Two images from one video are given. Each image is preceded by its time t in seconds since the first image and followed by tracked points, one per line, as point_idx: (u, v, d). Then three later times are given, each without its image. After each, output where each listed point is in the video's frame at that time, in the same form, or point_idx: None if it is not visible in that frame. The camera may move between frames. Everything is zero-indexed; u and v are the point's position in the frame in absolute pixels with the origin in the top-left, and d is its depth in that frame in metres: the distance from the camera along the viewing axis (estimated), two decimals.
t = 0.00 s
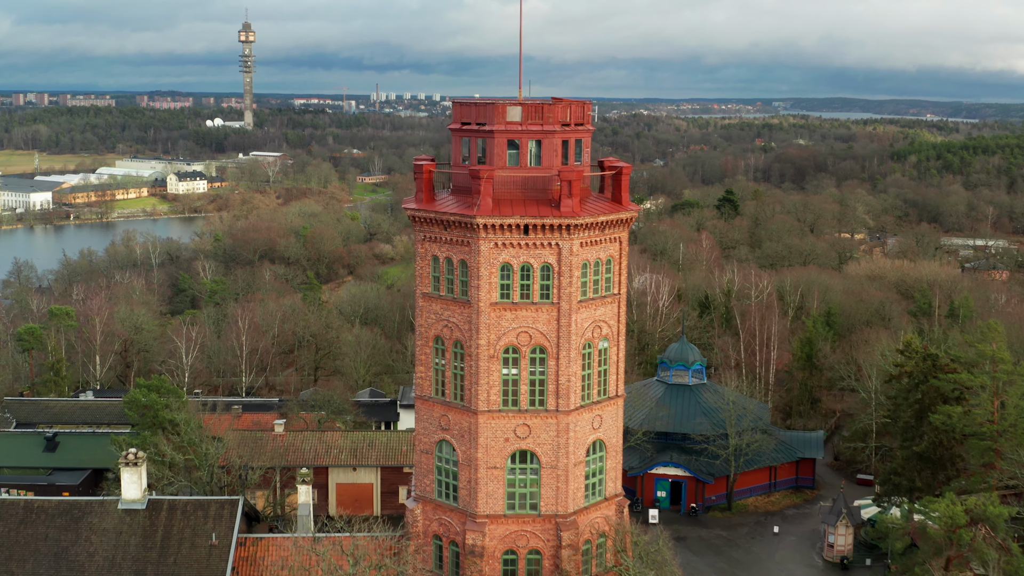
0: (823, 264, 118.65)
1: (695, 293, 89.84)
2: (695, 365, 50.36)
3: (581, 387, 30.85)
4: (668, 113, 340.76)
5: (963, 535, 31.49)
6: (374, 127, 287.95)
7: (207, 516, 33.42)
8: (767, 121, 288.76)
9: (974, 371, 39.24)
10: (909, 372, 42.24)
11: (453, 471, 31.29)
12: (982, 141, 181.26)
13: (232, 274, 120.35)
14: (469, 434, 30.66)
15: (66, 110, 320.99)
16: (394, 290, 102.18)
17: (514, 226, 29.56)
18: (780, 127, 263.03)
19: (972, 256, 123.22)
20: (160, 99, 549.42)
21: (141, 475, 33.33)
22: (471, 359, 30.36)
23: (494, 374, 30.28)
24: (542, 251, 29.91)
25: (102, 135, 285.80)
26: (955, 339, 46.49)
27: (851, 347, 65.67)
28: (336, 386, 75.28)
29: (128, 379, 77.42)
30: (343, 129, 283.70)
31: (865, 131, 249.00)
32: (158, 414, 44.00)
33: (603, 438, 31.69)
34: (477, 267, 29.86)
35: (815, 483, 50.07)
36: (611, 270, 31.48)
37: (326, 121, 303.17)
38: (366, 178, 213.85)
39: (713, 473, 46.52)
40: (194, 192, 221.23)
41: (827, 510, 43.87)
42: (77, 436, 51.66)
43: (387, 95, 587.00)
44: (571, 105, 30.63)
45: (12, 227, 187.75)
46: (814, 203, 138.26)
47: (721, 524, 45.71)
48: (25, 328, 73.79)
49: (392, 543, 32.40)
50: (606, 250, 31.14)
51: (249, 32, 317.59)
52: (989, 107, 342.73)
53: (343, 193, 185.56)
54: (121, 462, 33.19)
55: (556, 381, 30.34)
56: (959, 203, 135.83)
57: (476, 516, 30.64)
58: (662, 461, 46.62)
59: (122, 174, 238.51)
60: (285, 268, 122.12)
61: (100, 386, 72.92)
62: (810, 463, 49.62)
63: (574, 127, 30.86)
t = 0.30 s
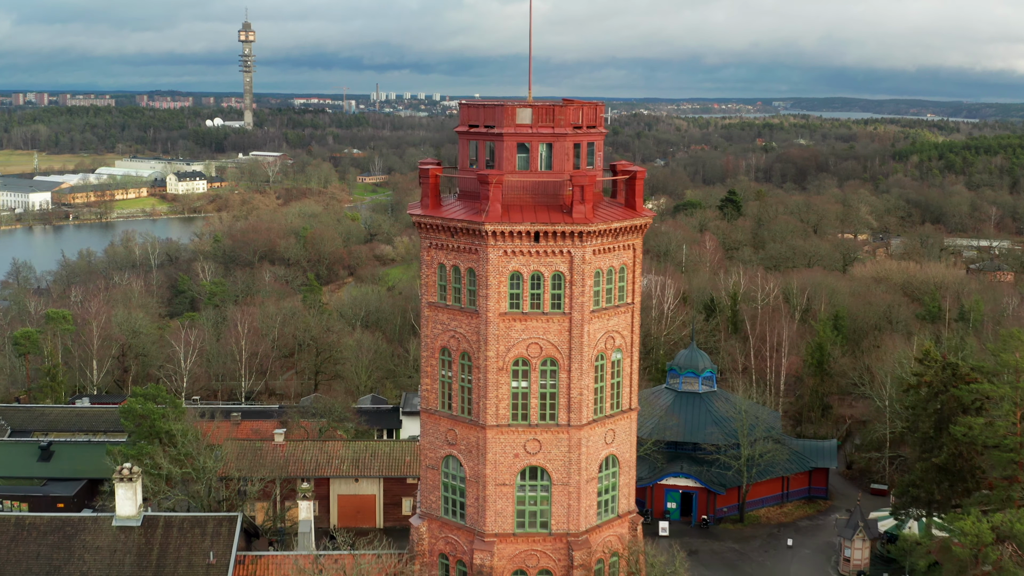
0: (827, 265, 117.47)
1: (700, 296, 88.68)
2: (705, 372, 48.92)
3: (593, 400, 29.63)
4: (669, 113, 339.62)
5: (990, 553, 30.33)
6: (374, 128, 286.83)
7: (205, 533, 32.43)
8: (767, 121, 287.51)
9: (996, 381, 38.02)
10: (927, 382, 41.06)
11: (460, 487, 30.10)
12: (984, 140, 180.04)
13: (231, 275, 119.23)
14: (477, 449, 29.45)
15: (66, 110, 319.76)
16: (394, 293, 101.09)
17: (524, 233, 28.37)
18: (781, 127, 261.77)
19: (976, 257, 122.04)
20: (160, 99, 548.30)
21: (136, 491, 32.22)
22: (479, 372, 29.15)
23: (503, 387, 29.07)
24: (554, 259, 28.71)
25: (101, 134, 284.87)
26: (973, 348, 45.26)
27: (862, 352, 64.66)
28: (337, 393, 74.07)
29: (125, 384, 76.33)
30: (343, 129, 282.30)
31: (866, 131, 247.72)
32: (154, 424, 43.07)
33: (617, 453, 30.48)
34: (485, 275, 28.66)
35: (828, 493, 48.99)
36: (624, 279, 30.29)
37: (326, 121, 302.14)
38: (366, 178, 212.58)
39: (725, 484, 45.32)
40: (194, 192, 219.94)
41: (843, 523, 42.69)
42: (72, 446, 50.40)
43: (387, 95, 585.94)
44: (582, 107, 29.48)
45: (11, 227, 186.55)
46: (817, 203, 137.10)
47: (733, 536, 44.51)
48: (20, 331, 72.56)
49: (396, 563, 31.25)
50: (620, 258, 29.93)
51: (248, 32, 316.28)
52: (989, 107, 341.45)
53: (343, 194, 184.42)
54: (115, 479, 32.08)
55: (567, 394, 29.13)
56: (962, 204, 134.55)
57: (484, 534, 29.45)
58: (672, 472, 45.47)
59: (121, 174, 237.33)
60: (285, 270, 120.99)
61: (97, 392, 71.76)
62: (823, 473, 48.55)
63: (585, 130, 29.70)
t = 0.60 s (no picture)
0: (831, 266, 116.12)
1: (705, 300, 87.50)
2: (716, 380, 47.59)
3: (606, 415, 28.41)
4: (669, 113, 338.29)
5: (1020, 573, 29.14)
6: (374, 127, 285.58)
7: (202, 553, 31.66)
8: (768, 121, 285.95)
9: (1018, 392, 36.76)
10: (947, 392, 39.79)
11: (467, 505, 28.89)
12: (986, 140, 178.68)
13: (229, 277, 117.99)
14: (486, 466, 28.23)
15: (66, 110, 318.70)
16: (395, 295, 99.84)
17: (535, 241, 27.13)
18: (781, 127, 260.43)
19: (981, 258, 120.68)
20: (160, 99, 546.99)
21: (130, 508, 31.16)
22: (487, 386, 27.93)
23: (512, 403, 27.85)
24: (566, 268, 27.47)
25: (101, 134, 283.90)
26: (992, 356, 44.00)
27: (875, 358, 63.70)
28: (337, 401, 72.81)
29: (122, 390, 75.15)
30: (343, 129, 281.03)
31: (867, 130, 246.20)
32: (151, 435, 41.97)
33: (631, 470, 29.26)
34: (494, 284, 27.42)
35: (842, 504, 47.78)
36: (639, 288, 29.06)
37: (326, 121, 300.94)
38: (366, 178, 211.27)
39: (737, 496, 44.05)
40: (193, 192, 218.62)
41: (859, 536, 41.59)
42: (67, 456, 49.20)
43: (387, 95, 584.90)
44: (595, 109, 28.29)
45: (10, 228, 185.42)
46: (820, 203, 135.78)
47: (745, 549, 43.26)
48: (16, 335, 71.46)
49: None
50: (634, 267, 28.70)
51: (248, 31, 314.99)
52: (990, 107, 340.09)
53: (343, 194, 183.18)
54: (108, 495, 30.98)
55: (579, 410, 27.91)
56: (965, 204, 133.15)
57: (493, 555, 28.24)
58: (682, 483, 44.24)
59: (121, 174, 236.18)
60: (285, 271, 119.75)
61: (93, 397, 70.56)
62: (837, 483, 47.34)
63: (598, 133, 28.52)
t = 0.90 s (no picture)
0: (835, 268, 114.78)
1: (711, 303, 86.18)
2: (727, 389, 46.11)
3: (621, 431, 27.13)
4: (669, 112, 336.84)
5: None
6: (374, 127, 284.11)
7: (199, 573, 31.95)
8: (768, 120, 284.45)
9: None
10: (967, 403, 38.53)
11: (474, 526, 27.66)
12: (988, 140, 177.38)
13: (228, 279, 116.81)
14: (495, 485, 26.96)
15: (65, 110, 317.43)
16: (395, 298, 98.52)
17: (546, 250, 25.88)
18: (782, 127, 259.12)
19: (985, 258, 119.29)
20: (160, 99, 545.65)
21: (124, 528, 30.74)
22: (497, 402, 26.66)
23: (523, 419, 26.58)
24: (579, 278, 26.21)
25: (100, 133, 282.57)
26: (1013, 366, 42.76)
27: (886, 364, 62.57)
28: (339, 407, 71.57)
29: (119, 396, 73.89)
30: (343, 129, 279.75)
31: (868, 130, 244.67)
32: (146, 447, 40.63)
33: (646, 488, 28.01)
34: (504, 295, 26.16)
35: (856, 516, 46.58)
36: (655, 299, 27.82)
37: (326, 121, 299.45)
38: (366, 178, 209.92)
39: (750, 508, 42.80)
40: (193, 192, 217.13)
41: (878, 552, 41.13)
42: (61, 465, 47.98)
43: (387, 95, 583.76)
44: (609, 111, 27.11)
45: (10, 228, 184.35)
46: (823, 203, 134.48)
47: (759, 564, 42.03)
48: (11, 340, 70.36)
49: None
50: (651, 276, 27.44)
51: (247, 30, 313.53)
52: (990, 107, 338.73)
53: (343, 194, 181.90)
54: (101, 514, 30.51)
55: (593, 427, 26.64)
56: (968, 204, 131.68)
57: None
58: (694, 496, 43.06)
59: (120, 174, 235.03)
60: (284, 272, 118.47)
61: (90, 403, 69.37)
62: (851, 495, 46.16)
63: (612, 136, 27.30)
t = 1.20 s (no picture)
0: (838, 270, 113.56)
1: (717, 307, 84.83)
2: (739, 399, 44.69)
3: (638, 450, 25.79)
4: (670, 110, 335.28)
5: None
6: (374, 126, 282.76)
7: None
8: (769, 119, 282.89)
9: None
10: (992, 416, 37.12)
11: (483, 549, 26.35)
12: (990, 140, 176.02)
13: (227, 279, 115.42)
14: (504, 508, 25.64)
15: (65, 109, 315.86)
16: (395, 300, 97.19)
17: (560, 260, 24.53)
18: (783, 126, 257.59)
19: (990, 259, 117.95)
20: (159, 98, 544.01)
21: (115, 550, 28.97)
22: (508, 420, 25.32)
23: (535, 437, 25.25)
24: (595, 289, 24.85)
25: (100, 133, 281.07)
26: None
27: (899, 370, 61.32)
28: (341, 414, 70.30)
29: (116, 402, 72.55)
30: (343, 128, 278.30)
31: (869, 129, 243.35)
32: (140, 459, 39.56)
33: (663, 509, 26.68)
34: (515, 307, 24.80)
35: (872, 529, 45.23)
36: (673, 310, 26.46)
37: (326, 120, 298.07)
38: (366, 178, 208.50)
39: (764, 522, 41.47)
40: (193, 192, 215.58)
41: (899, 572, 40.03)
42: (54, 476, 46.69)
43: (387, 94, 582.28)
44: (625, 114, 25.77)
45: (9, 227, 182.95)
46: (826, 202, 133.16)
47: None
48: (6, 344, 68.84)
49: None
50: (668, 287, 26.08)
51: (247, 29, 311.89)
52: (990, 106, 337.31)
53: (344, 194, 180.58)
54: (92, 537, 28.87)
55: (609, 446, 25.30)
56: (972, 204, 130.02)
57: None
58: (707, 510, 41.72)
59: (120, 173, 233.64)
60: (284, 274, 117.09)
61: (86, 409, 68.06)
62: (867, 507, 44.82)
63: (629, 140, 25.97)
